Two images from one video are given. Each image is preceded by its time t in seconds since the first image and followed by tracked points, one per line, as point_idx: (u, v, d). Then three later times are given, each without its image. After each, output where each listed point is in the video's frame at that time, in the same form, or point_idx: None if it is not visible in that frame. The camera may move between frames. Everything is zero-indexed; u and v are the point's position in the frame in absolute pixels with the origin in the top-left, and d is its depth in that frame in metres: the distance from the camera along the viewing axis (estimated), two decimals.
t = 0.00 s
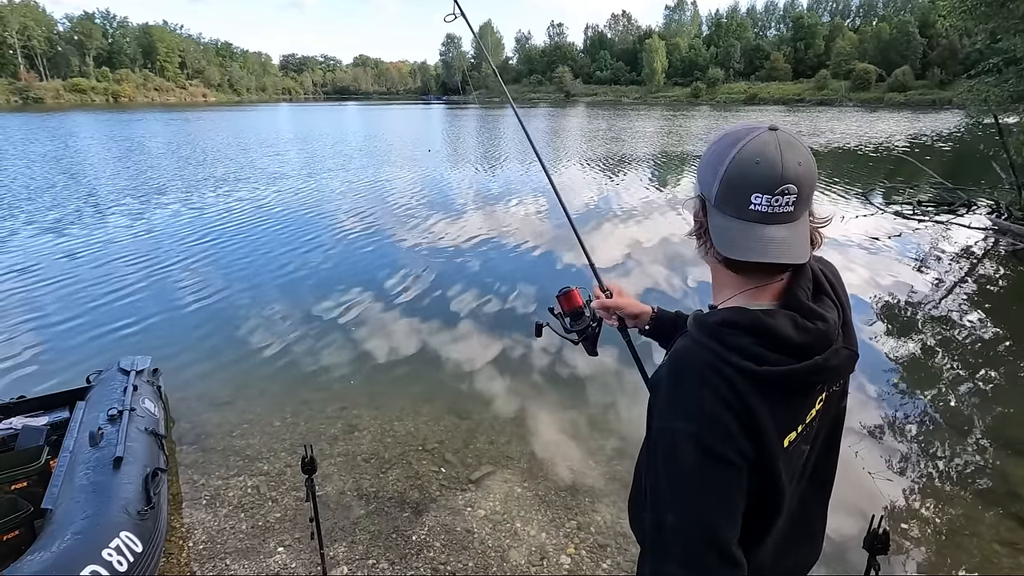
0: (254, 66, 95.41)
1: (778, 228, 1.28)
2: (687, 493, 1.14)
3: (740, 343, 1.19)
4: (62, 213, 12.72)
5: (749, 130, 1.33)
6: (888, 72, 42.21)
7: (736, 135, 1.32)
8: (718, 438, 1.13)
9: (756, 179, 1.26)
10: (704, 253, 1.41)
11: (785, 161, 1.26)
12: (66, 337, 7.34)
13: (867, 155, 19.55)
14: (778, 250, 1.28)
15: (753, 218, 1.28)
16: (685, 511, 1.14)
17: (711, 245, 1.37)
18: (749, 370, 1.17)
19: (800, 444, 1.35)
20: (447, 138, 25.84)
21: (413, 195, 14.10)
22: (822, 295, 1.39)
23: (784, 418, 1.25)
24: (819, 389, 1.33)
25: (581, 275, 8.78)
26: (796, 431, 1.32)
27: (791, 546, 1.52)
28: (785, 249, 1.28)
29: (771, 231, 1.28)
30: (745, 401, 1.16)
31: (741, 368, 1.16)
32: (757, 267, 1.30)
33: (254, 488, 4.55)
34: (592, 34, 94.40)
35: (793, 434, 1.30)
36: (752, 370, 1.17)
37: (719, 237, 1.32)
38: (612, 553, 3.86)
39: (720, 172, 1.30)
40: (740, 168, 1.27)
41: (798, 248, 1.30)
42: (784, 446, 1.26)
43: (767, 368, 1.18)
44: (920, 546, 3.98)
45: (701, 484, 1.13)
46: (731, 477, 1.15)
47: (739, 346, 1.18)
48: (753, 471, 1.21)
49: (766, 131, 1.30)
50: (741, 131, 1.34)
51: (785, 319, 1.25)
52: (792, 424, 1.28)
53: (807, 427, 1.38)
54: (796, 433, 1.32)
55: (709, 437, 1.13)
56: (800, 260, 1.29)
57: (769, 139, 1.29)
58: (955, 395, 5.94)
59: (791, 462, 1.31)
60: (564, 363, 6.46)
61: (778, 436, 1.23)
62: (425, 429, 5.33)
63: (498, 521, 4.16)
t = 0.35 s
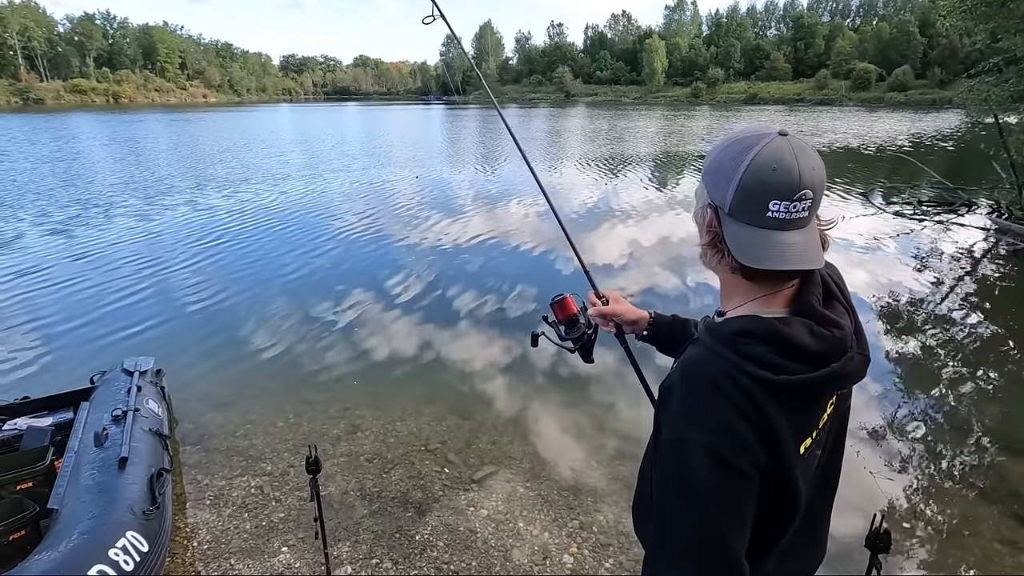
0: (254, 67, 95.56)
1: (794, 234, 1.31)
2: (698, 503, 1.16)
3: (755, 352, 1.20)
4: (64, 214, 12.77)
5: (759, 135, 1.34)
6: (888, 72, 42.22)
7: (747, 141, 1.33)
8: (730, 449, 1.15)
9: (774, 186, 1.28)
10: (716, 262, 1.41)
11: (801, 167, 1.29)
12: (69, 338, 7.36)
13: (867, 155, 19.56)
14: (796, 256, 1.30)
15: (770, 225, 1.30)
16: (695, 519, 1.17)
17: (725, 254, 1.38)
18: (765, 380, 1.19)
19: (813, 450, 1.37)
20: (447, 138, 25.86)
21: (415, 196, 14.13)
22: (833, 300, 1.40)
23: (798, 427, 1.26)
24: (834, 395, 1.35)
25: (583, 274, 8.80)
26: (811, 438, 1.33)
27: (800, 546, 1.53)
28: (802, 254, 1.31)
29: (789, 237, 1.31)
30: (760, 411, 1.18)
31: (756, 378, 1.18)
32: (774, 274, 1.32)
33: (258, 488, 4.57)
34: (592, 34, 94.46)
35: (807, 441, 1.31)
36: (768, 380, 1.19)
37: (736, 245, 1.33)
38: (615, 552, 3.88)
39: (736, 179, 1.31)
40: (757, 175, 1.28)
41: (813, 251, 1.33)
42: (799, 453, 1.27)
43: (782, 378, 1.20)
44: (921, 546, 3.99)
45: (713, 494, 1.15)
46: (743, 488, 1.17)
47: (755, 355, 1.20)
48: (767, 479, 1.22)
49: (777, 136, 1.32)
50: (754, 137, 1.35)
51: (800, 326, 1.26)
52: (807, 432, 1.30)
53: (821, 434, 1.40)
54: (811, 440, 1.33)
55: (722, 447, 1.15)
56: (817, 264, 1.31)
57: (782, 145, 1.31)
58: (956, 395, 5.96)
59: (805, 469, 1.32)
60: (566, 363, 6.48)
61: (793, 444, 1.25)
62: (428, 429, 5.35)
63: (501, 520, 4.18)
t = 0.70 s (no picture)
0: (253, 68, 95.72)
1: (785, 233, 1.33)
2: (698, 505, 1.17)
3: (750, 354, 1.21)
4: (66, 216, 12.85)
5: (747, 136, 1.35)
6: (887, 72, 42.23)
7: (736, 143, 1.35)
8: (729, 451, 1.16)
9: (763, 186, 1.30)
10: (709, 263, 1.43)
11: (790, 167, 1.30)
12: (69, 340, 7.38)
13: (867, 155, 19.58)
14: (788, 254, 1.32)
15: (761, 225, 1.32)
16: (695, 519, 1.18)
17: (717, 255, 1.39)
18: (761, 382, 1.20)
19: (806, 449, 1.39)
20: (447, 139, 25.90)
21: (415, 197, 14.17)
22: (823, 300, 1.42)
23: (793, 427, 1.28)
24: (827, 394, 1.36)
25: (583, 275, 8.82)
26: (804, 437, 1.35)
27: (794, 543, 1.55)
28: (793, 253, 1.32)
29: (780, 237, 1.32)
30: (757, 412, 1.19)
31: (752, 379, 1.19)
32: (765, 276, 1.33)
33: (258, 488, 4.59)
34: (591, 35, 94.48)
35: (801, 441, 1.33)
36: (763, 381, 1.20)
37: (728, 246, 1.34)
38: (613, 550, 3.90)
39: (727, 180, 1.32)
40: (747, 176, 1.30)
41: (803, 250, 1.35)
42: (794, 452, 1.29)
43: (777, 379, 1.21)
44: (919, 544, 4.01)
45: (713, 496, 1.16)
46: (742, 489, 1.18)
47: (751, 357, 1.21)
48: (764, 479, 1.23)
49: (765, 137, 1.34)
50: (742, 138, 1.37)
51: (792, 327, 1.28)
52: (801, 431, 1.31)
53: (813, 433, 1.41)
54: (804, 439, 1.35)
55: (719, 449, 1.16)
56: (808, 263, 1.33)
57: (771, 146, 1.32)
58: (954, 394, 5.97)
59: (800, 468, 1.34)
60: (565, 363, 6.50)
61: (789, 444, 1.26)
62: (427, 429, 5.37)
63: (500, 519, 4.20)
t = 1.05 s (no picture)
0: (253, 68, 95.81)
1: (777, 236, 1.24)
2: (690, 510, 1.10)
3: (743, 358, 1.13)
4: (68, 217, 12.91)
5: (738, 137, 1.28)
6: (886, 70, 42.30)
7: (726, 144, 1.27)
8: (721, 454, 1.09)
9: (756, 187, 1.21)
10: (700, 265, 1.33)
11: (781, 167, 1.22)
12: (69, 341, 7.41)
13: (866, 153, 19.61)
14: (780, 257, 1.23)
15: (752, 228, 1.23)
16: (686, 525, 1.10)
17: (709, 257, 1.29)
18: (753, 385, 1.12)
19: (796, 452, 1.32)
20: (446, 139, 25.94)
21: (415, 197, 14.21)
22: (815, 303, 1.34)
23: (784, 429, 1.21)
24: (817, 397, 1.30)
25: (582, 274, 8.83)
26: (793, 441, 1.28)
27: (781, 545, 1.49)
28: (786, 256, 1.24)
29: (772, 239, 1.24)
30: (749, 416, 1.12)
31: (743, 384, 1.12)
32: (758, 279, 1.24)
33: (255, 488, 4.60)
34: (591, 34, 94.61)
35: (790, 444, 1.26)
36: (755, 385, 1.13)
37: (720, 249, 1.25)
38: (609, 549, 3.90)
39: (718, 180, 1.24)
40: (739, 178, 1.21)
41: (795, 252, 1.26)
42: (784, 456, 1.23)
43: (770, 382, 1.14)
44: (916, 543, 4.01)
45: (705, 501, 1.09)
46: (734, 492, 1.11)
47: (743, 360, 1.13)
48: (753, 484, 1.17)
49: (756, 137, 1.26)
50: (732, 138, 1.28)
51: (784, 331, 1.20)
52: (792, 434, 1.25)
53: (803, 436, 1.35)
54: (793, 443, 1.28)
55: (712, 452, 1.09)
56: (801, 264, 1.24)
57: (761, 146, 1.24)
58: (952, 392, 5.98)
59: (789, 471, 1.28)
60: (564, 363, 6.50)
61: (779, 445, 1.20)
62: (424, 429, 5.38)
63: (496, 519, 4.21)
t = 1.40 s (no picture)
0: (254, 68, 95.87)
1: (777, 237, 1.25)
2: (683, 510, 1.11)
3: (740, 360, 1.14)
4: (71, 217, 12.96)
5: (738, 138, 1.28)
6: (888, 70, 42.23)
7: (726, 145, 1.27)
8: (717, 456, 1.10)
9: (756, 187, 1.21)
10: (700, 267, 1.33)
11: (781, 169, 1.22)
12: (72, 340, 7.43)
13: (868, 153, 19.58)
14: (781, 258, 1.23)
15: (754, 229, 1.23)
16: (678, 524, 1.12)
17: (710, 258, 1.29)
18: (750, 388, 1.13)
19: (793, 454, 1.33)
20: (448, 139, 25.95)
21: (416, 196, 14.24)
22: (815, 307, 1.34)
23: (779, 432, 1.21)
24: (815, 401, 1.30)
25: (584, 274, 8.84)
26: (789, 444, 1.28)
27: (777, 546, 1.50)
28: (786, 256, 1.23)
29: (773, 240, 1.23)
30: (744, 419, 1.12)
31: (740, 386, 1.12)
32: (758, 280, 1.24)
33: (257, 487, 4.62)
34: (592, 34, 94.57)
35: (787, 447, 1.27)
36: (751, 388, 1.13)
37: (720, 249, 1.25)
38: (609, 548, 3.92)
39: (719, 182, 1.24)
40: (739, 179, 1.22)
41: (797, 253, 1.26)
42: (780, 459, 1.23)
43: (766, 387, 1.14)
44: (915, 542, 4.03)
45: (698, 501, 1.10)
46: (728, 494, 1.12)
47: (740, 363, 1.13)
48: (748, 486, 1.17)
49: (756, 139, 1.26)
50: (733, 140, 1.28)
51: (782, 334, 1.20)
52: (788, 438, 1.25)
53: (800, 439, 1.35)
54: (790, 446, 1.29)
55: (707, 453, 1.10)
56: (802, 266, 1.25)
57: (762, 147, 1.24)
58: (953, 392, 5.98)
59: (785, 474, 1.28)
60: (565, 363, 6.51)
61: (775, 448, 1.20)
62: (425, 428, 5.40)
63: (497, 518, 4.23)
